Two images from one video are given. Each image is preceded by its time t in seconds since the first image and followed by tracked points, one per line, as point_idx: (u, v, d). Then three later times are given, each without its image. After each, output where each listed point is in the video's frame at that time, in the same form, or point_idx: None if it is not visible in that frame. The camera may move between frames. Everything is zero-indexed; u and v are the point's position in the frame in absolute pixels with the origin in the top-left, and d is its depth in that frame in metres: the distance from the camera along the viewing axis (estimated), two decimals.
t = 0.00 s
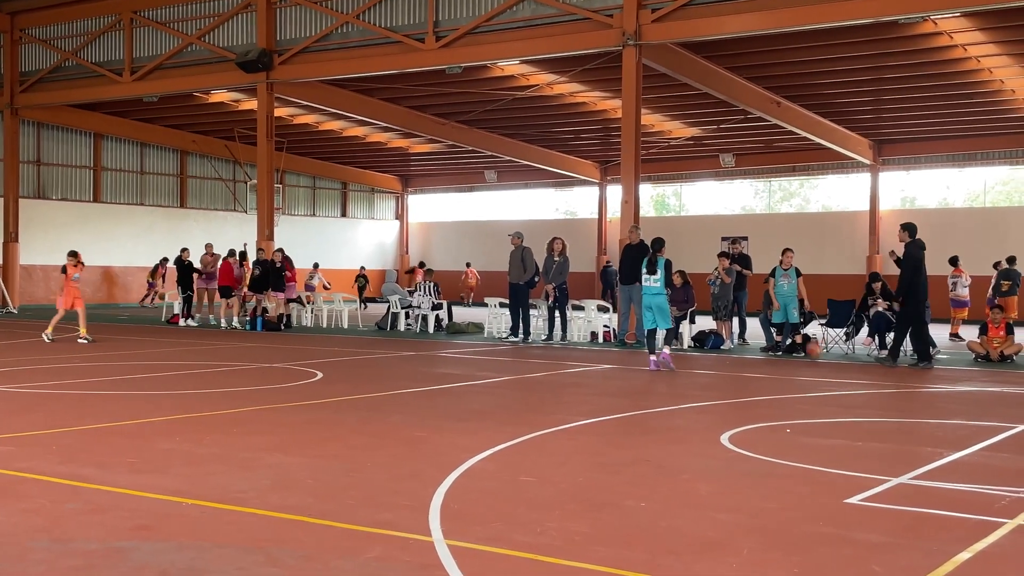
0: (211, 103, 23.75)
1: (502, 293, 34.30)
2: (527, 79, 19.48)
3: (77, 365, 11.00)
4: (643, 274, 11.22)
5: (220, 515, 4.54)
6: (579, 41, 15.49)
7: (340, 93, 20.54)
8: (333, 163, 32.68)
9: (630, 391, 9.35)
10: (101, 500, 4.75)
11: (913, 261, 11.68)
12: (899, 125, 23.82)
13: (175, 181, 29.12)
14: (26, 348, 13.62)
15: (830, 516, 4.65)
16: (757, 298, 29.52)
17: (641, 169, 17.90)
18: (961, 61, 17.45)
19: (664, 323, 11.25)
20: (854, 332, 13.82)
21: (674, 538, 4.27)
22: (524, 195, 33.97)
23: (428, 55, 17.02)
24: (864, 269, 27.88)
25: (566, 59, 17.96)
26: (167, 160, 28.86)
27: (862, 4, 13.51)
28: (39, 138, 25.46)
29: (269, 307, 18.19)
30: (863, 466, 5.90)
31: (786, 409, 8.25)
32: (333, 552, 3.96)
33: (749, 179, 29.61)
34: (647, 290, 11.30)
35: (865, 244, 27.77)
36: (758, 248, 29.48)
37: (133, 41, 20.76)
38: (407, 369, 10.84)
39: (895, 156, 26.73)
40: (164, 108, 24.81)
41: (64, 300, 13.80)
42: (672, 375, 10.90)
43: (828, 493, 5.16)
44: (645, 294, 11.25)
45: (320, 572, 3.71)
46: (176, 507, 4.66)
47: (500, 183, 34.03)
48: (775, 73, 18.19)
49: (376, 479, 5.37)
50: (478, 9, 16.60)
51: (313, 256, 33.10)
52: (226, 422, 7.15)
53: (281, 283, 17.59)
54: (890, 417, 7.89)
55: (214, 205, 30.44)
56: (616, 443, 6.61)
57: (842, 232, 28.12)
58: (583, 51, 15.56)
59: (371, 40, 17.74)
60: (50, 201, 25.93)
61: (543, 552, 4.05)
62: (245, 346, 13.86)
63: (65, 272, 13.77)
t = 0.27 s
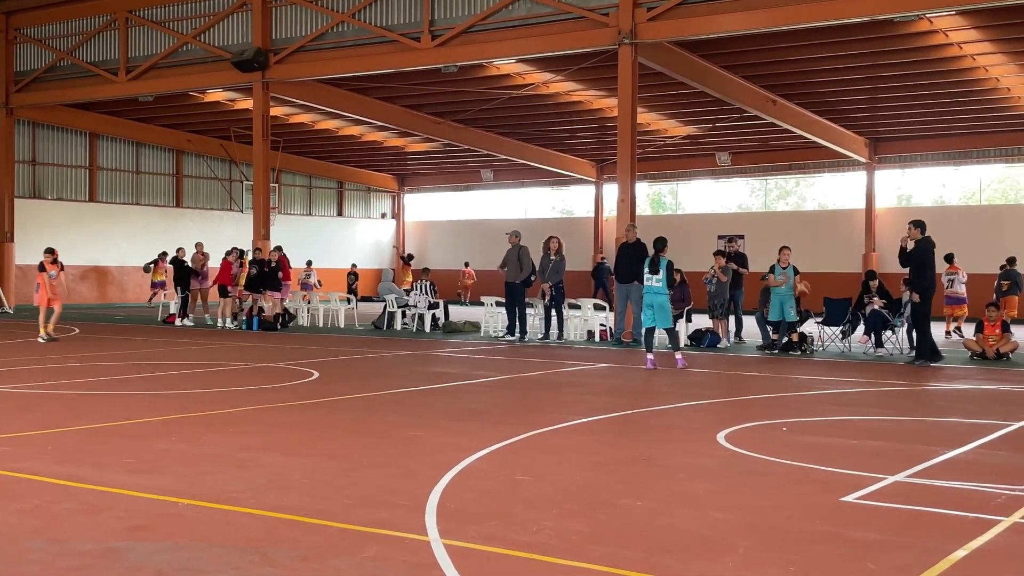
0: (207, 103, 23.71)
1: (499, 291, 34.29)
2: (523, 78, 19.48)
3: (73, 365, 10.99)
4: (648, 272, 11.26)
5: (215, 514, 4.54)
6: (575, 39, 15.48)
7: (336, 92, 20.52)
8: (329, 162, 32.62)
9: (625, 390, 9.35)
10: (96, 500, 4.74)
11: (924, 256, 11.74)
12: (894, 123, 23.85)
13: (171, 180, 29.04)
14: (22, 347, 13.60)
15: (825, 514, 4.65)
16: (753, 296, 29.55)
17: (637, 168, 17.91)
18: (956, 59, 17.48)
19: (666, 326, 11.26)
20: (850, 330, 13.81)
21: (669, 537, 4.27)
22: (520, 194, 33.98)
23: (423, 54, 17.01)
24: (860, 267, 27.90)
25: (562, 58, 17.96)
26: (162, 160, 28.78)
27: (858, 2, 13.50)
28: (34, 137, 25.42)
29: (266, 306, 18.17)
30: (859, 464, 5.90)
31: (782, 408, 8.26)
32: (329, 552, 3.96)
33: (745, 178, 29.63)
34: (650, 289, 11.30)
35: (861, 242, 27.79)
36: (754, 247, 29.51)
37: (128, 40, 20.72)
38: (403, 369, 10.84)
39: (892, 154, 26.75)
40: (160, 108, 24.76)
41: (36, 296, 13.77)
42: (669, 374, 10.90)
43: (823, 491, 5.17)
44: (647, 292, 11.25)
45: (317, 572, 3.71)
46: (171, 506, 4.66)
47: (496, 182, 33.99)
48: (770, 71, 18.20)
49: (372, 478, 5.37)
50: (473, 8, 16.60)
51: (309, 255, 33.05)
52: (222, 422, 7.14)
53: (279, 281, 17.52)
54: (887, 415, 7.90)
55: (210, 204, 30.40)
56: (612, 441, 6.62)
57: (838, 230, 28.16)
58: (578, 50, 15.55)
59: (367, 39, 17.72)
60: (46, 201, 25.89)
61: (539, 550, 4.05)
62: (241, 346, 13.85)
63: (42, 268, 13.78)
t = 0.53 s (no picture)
0: (202, 103, 23.67)
1: (495, 291, 34.30)
2: (518, 77, 19.47)
3: (69, 365, 10.97)
4: (654, 267, 11.24)
5: (212, 514, 4.53)
6: (570, 38, 15.47)
7: (331, 92, 20.50)
8: (325, 161, 32.58)
9: (622, 389, 9.35)
10: (93, 501, 4.72)
11: (932, 256, 11.66)
12: (889, 122, 23.88)
13: (166, 180, 28.94)
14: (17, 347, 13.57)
15: (823, 512, 4.65)
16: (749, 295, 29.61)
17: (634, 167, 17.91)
18: (951, 57, 17.49)
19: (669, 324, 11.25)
20: (847, 328, 13.82)
21: (667, 535, 4.27)
22: (515, 194, 33.98)
23: (419, 54, 16.99)
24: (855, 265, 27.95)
25: (558, 57, 17.97)
26: (157, 160, 28.70)
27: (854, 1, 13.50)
28: (29, 137, 25.36)
29: (261, 306, 18.15)
30: (856, 462, 5.91)
31: (778, 406, 8.26)
32: (326, 552, 3.95)
33: (740, 176, 29.67)
34: (655, 287, 11.32)
35: (856, 241, 27.83)
36: (749, 245, 29.55)
37: (123, 40, 20.67)
38: (400, 368, 10.84)
39: (887, 153, 26.79)
40: (155, 108, 24.72)
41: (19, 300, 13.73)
42: (666, 372, 10.91)
43: (821, 489, 5.17)
44: (652, 290, 11.27)
45: (314, 572, 3.70)
46: (168, 506, 4.65)
47: (492, 181, 33.98)
48: (766, 70, 18.21)
49: (369, 478, 5.36)
50: (469, 7, 16.58)
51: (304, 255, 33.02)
52: (218, 422, 7.13)
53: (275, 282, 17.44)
54: (883, 414, 7.90)
55: (205, 204, 30.34)
56: (609, 440, 6.61)
57: (833, 229, 28.20)
58: (574, 49, 15.54)
59: (362, 38, 17.70)
60: (40, 201, 25.84)
61: (538, 549, 4.04)
62: (237, 345, 13.83)
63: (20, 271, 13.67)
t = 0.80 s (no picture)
0: (198, 102, 23.64)
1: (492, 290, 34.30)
2: (515, 76, 19.48)
3: (66, 365, 10.96)
4: (654, 262, 11.26)
5: (210, 514, 4.53)
6: (566, 37, 15.47)
7: (327, 91, 20.48)
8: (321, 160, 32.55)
9: (619, 388, 9.36)
10: (90, 501, 4.72)
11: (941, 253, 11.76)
12: (886, 120, 23.91)
13: (162, 179, 28.97)
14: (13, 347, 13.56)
15: (820, 510, 4.66)
16: (746, 293, 29.61)
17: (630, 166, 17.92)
18: (947, 55, 17.51)
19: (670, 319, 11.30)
20: (843, 326, 13.85)
21: (664, 534, 4.27)
22: (512, 192, 34.00)
23: (415, 53, 16.98)
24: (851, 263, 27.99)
25: (554, 56, 17.98)
26: (154, 159, 28.70)
27: None
28: (25, 137, 25.34)
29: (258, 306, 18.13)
30: (852, 460, 5.92)
31: (775, 404, 8.26)
32: (323, 551, 3.96)
33: (737, 175, 29.71)
34: (659, 283, 11.31)
35: (852, 239, 27.88)
36: (746, 244, 29.59)
37: (119, 40, 20.64)
38: (397, 367, 10.84)
39: (883, 151, 26.83)
40: (152, 107, 24.69)
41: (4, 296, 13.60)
42: (662, 371, 10.92)
43: (817, 487, 5.17)
44: (657, 287, 11.26)
45: (312, 571, 3.70)
46: (165, 506, 4.65)
47: (488, 180, 33.99)
48: (762, 68, 18.22)
49: (366, 477, 5.36)
50: (465, 6, 16.57)
51: (301, 254, 33.01)
52: (215, 421, 7.13)
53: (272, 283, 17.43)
54: (880, 412, 7.91)
55: (201, 204, 30.32)
56: (606, 439, 6.61)
57: (829, 227, 28.23)
58: (570, 48, 15.54)
59: (358, 37, 17.68)
60: (37, 201, 25.82)
61: (535, 548, 4.04)
62: (234, 345, 13.82)
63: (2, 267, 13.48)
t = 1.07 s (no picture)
0: (194, 101, 23.60)
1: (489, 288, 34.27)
2: (511, 74, 19.47)
3: (62, 365, 10.94)
4: (652, 259, 11.30)
5: (206, 513, 4.52)
6: (562, 35, 15.45)
7: (324, 90, 20.45)
8: (318, 159, 32.49)
9: (616, 386, 9.36)
10: (86, 501, 4.71)
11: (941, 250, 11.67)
12: (882, 117, 23.90)
13: (158, 178, 28.94)
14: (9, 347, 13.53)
15: (816, 508, 4.67)
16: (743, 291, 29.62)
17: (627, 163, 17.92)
18: (943, 53, 17.54)
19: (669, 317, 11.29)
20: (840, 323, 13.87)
21: (661, 531, 4.28)
22: (509, 191, 34.01)
23: (411, 51, 16.97)
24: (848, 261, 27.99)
25: (550, 54, 17.96)
26: (149, 158, 28.66)
27: None
28: (21, 136, 25.32)
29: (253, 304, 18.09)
30: (849, 458, 5.92)
31: (772, 402, 8.27)
32: (320, 550, 3.96)
33: (733, 173, 29.72)
34: (656, 281, 11.34)
35: (849, 237, 27.87)
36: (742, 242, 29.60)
37: (115, 39, 20.60)
38: (394, 366, 10.83)
39: (880, 149, 26.83)
40: (147, 106, 24.65)
41: None
42: (659, 369, 10.92)
43: (814, 485, 5.18)
44: (654, 285, 11.26)
45: (309, 570, 3.70)
46: (162, 505, 4.64)
47: (485, 178, 33.96)
48: (759, 66, 18.24)
49: (363, 475, 5.36)
50: (461, 4, 16.56)
51: (298, 253, 32.96)
52: (212, 420, 7.12)
53: (269, 283, 17.44)
54: (877, 409, 7.93)
55: (198, 203, 30.27)
56: (603, 437, 6.61)
57: (826, 224, 28.24)
58: (567, 46, 15.53)
59: (354, 36, 17.66)
60: (33, 201, 25.77)
61: (532, 546, 4.04)
62: (230, 344, 13.78)
63: None
